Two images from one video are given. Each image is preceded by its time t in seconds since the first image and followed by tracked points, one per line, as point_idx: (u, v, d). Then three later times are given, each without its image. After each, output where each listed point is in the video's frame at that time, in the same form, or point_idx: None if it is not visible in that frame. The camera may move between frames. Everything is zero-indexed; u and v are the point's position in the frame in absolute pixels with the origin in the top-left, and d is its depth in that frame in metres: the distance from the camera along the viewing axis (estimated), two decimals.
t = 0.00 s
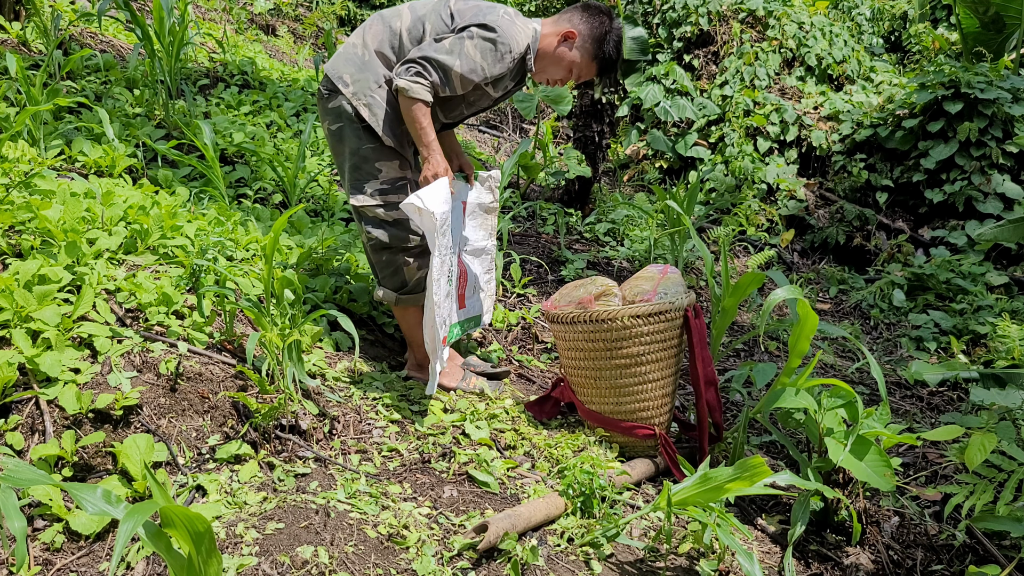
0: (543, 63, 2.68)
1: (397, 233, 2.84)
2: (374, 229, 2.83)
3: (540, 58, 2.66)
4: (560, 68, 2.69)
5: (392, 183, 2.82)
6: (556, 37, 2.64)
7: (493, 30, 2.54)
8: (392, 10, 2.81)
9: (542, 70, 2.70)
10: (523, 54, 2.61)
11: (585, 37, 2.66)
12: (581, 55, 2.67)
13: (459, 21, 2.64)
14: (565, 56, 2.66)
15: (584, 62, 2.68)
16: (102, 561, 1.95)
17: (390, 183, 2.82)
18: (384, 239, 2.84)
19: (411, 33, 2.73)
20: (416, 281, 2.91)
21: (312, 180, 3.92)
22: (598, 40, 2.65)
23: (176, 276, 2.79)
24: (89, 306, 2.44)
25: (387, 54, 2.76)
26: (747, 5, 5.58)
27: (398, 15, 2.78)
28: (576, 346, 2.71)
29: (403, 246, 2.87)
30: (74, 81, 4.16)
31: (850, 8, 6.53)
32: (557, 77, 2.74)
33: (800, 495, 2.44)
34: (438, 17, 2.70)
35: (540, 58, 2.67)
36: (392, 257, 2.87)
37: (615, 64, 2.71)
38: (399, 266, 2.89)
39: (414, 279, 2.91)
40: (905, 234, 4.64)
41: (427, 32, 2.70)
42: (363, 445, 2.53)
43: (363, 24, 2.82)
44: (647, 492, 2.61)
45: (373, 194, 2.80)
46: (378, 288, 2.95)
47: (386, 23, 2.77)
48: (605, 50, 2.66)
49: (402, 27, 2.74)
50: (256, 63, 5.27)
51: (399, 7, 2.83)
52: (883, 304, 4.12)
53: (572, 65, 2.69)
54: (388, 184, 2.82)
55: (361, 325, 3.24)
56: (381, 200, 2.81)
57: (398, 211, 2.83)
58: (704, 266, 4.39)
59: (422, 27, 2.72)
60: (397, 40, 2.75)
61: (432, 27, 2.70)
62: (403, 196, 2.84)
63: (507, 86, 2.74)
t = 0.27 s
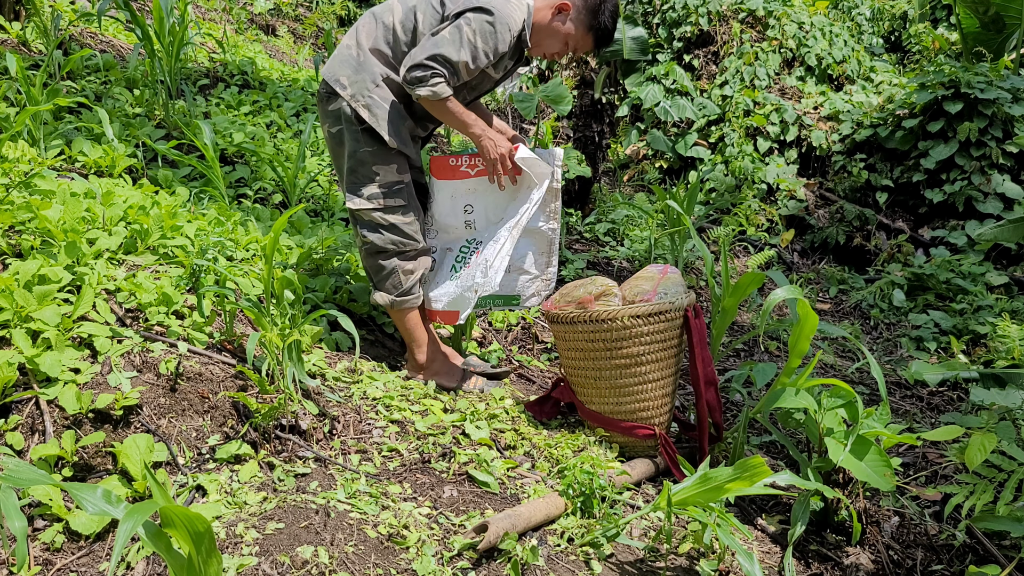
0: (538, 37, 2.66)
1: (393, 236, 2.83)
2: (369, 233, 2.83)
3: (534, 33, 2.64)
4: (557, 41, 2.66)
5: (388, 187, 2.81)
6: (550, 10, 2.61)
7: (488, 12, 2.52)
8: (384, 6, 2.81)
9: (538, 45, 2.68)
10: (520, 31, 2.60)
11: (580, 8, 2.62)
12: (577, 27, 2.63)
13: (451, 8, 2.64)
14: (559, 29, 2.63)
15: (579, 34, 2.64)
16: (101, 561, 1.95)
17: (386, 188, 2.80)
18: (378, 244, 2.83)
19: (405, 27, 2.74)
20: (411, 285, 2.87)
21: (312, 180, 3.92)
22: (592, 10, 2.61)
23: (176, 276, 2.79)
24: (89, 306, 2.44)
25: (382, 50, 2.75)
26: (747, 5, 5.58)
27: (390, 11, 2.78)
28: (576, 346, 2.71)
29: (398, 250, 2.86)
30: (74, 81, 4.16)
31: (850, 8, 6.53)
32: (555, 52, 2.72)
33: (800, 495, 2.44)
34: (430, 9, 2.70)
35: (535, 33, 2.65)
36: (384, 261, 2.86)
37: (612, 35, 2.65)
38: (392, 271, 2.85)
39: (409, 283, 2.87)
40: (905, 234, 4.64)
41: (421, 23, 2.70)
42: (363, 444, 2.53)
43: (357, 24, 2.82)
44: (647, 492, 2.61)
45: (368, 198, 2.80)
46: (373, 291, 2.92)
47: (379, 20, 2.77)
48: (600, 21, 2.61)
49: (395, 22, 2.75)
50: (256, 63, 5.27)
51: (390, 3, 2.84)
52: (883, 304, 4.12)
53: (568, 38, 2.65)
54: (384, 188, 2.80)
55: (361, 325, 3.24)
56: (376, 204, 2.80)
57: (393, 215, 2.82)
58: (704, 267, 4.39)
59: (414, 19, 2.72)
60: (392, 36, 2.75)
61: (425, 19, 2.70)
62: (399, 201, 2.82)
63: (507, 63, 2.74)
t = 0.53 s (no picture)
0: (535, 33, 2.65)
1: (391, 237, 2.83)
2: (369, 233, 2.83)
3: (531, 29, 2.63)
4: (553, 37, 2.66)
5: (387, 188, 2.80)
6: (546, 6, 2.59)
7: (486, 22, 2.48)
8: (381, 5, 2.79)
9: (535, 41, 2.68)
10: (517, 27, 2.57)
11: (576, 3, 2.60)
12: (573, 22, 2.62)
13: (448, 12, 2.60)
14: (555, 25, 2.62)
15: (576, 30, 2.64)
16: (102, 561, 1.95)
17: (384, 189, 2.80)
18: (377, 245, 2.83)
19: (401, 27, 2.71)
20: (410, 285, 2.87)
21: (312, 180, 3.92)
22: (588, 5, 2.59)
23: (176, 277, 2.79)
24: (89, 306, 2.44)
25: (378, 51, 2.73)
26: (747, 5, 5.58)
27: (386, 10, 2.76)
28: (576, 346, 2.71)
29: (397, 251, 2.86)
30: (74, 81, 4.16)
31: (850, 8, 6.53)
32: (552, 46, 2.72)
33: (800, 495, 2.44)
34: (426, 8, 2.67)
35: (531, 29, 2.63)
36: (384, 262, 2.86)
37: (609, 29, 2.64)
38: (391, 271, 2.85)
39: (408, 283, 2.87)
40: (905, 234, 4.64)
41: (417, 25, 2.67)
42: (363, 444, 2.53)
43: (354, 24, 2.80)
44: (647, 492, 2.61)
45: (367, 199, 2.80)
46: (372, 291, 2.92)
47: (375, 20, 2.75)
48: (597, 16, 2.59)
49: (391, 22, 2.72)
50: (256, 63, 5.27)
51: (386, 1, 2.81)
52: (883, 304, 4.12)
53: (564, 33, 2.65)
54: (383, 189, 2.80)
55: (361, 325, 3.24)
56: (374, 205, 2.80)
57: (392, 216, 2.82)
58: (704, 267, 4.39)
59: (410, 19, 2.69)
60: (388, 35, 2.73)
61: (421, 19, 2.67)
62: (398, 201, 2.81)
63: (508, 61, 2.74)
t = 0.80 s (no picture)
0: (534, 37, 2.64)
1: (391, 238, 2.83)
2: (368, 234, 2.84)
3: (531, 33, 2.63)
4: (552, 41, 2.66)
5: (387, 188, 2.80)
6: (546, 10, 2.58)
7: (487, 25, 2.48)
8: (382, 5, 2.79)
9: (534, 45, 2.68)
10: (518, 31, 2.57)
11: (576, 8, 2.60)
12: (573, 27, 2.62)
13: (449, 14, 2.60)
14: (555, 31, 2.62)
15: (575, 36, 2.64)
16: (102, 561, 1.95)
17: (384, 189, 2.80)
18: (376, 246, 2.84)
19: (401, 28, 2.71)
20: (410, 286, 2.88)
21: (312, 180, 3.92)
22: (588, 11, 2.59)
23: (176, 277, 2.79)
24: (89, 306, 2.44)
25: (379, 52, 2.74)
26: (747, 5, 5.58)
27: (387, 11, 2.76)
28: (576, 346, 2.71)
29: (397, 252, 2.86)
30: (74, 81, 4.16)
31: (850, 8, 6.53)
32: (551, 50, 2.71)
33: (800, 495, 2.44)
34: (427, 9, 2.66)
35: (531, 34, 2.63)
36: (383, 262, 2.86)
37: (609, 35, 2.65)
38: (391, 272, 2.86)
39: (408, 283, 2.88)
40: (905, 234, 4.64)
41: (417, 26, 2.67)
42: (363, 444, 2.53)
43: (354, 25, 2.80)
44: (647, 492, 2.61)
45: (366, 200, 2.80)
46: (372, 291, 2.93)
47: (376, 21, 2.75)
48: (596, 22, 2.60)
49: (391, 23, 2.72)
50: (256, 63, 5.27)
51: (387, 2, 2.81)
52: (883, 304, 4.12)
53: (563, 39, 2.65)
54: (383, 190, 2.80)
55: (361, 325, 3.24)
56: (374, 205, 2.80)
57: (392, 217, 2.82)
58: (704, 267, 4.39)
59: (410, 21, 2.69)
60: (388, 36, 2.73)
61: (421, 20, 2.67)
62: (398, 202, 2.81)
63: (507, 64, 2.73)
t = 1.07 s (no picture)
0: (535, 41, 2.64)
1: (390, 239, 2.84)
2: (368, 235, 2.84)
3: (531, 37, 2.62)
4: (552, 45, 2.66)
5: (386, 189, 2.81)
6: (547, 15, 2.57)
7: (487, 32, 2.47)
8: (381, 6, 2.78)
9: (535, 48, 2.67)
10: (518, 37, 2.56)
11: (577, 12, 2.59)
12: (573, 31, 2.62)
13: (449, 19, 2.59)
14: (556, 34, 2.62)
15: (576, 38, 2.64)
16: (102, 561, 1.95)
17: (383, 190, 2.81)
18: (375, 247, 2.84)
19: (401, 30, 2.70)
20: (410, 286, 2.88)
21: (312, 180, 3.92)
22: (588, 14, 2.58)
23: (176, 277, 2.79)
24: (89, 306, 2.44)
25: (378, 53, 2.74)
26: (747, 5, 5.58)
27: (386, 12, 2.76)
28: (576, 346, 2.71)
29: (396, 252, 2.86)
30: (74, 81, 4.16)
31: (850, 8, 6.53)
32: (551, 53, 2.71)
33: (800, 495, 2.44)
34: (427, 12, 2.66)
35: (532, 37, 2.62)
36: (383, 262, 2.86)
37: (609, 38, 2.64)
38: (390, 272, 2.86)
39: (408, 284, 2.88)
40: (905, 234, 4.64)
41: (417, 29, 2.68)
42: (363, 444, 2.53)
43: (353, 26, 2.80)
44: (647, 492, 2.61)
45: (366, 201, 2.81)
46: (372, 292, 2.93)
47: (375, 22, 2.75)
48: (597, 26, 2.60)
49: (391, 24, 2.71)
50: (256, 63, 5.27)
51: (386, 2, 2.81)
52: (883, 304, 4.12)
53: (564, 42, 2.65)
54: (382, 191, 2.80)
55: (361, 325, 3.24)
56: (373, 206, 2.81)
57: (391, 218, 2.82)
58: (704, 267, 4.39)
59: (410, 23, 2.69)
60: (388, 38, 2.73)
61: (421, 23, 2.67)
62: (397, 203, 2.82)
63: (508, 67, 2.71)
